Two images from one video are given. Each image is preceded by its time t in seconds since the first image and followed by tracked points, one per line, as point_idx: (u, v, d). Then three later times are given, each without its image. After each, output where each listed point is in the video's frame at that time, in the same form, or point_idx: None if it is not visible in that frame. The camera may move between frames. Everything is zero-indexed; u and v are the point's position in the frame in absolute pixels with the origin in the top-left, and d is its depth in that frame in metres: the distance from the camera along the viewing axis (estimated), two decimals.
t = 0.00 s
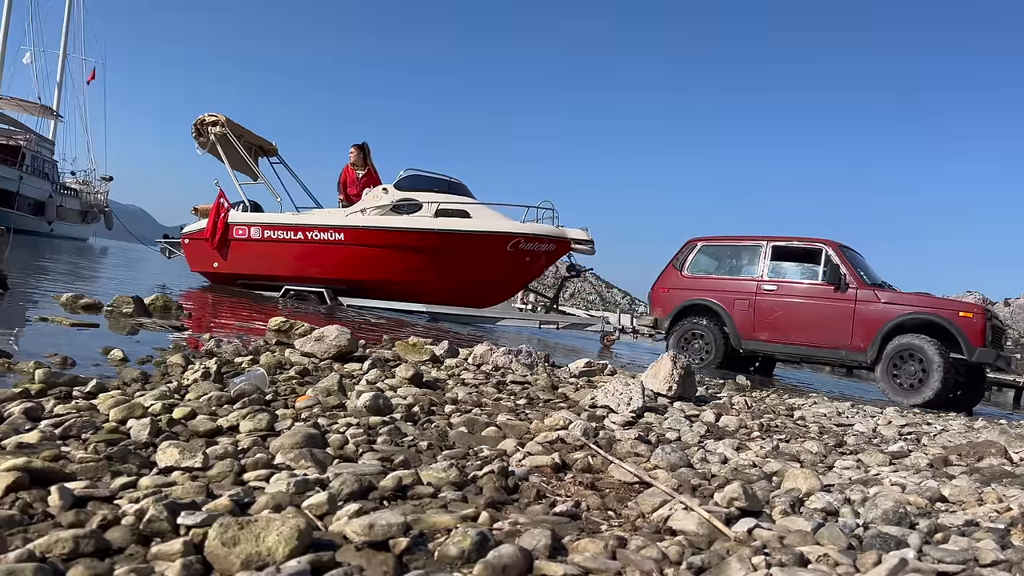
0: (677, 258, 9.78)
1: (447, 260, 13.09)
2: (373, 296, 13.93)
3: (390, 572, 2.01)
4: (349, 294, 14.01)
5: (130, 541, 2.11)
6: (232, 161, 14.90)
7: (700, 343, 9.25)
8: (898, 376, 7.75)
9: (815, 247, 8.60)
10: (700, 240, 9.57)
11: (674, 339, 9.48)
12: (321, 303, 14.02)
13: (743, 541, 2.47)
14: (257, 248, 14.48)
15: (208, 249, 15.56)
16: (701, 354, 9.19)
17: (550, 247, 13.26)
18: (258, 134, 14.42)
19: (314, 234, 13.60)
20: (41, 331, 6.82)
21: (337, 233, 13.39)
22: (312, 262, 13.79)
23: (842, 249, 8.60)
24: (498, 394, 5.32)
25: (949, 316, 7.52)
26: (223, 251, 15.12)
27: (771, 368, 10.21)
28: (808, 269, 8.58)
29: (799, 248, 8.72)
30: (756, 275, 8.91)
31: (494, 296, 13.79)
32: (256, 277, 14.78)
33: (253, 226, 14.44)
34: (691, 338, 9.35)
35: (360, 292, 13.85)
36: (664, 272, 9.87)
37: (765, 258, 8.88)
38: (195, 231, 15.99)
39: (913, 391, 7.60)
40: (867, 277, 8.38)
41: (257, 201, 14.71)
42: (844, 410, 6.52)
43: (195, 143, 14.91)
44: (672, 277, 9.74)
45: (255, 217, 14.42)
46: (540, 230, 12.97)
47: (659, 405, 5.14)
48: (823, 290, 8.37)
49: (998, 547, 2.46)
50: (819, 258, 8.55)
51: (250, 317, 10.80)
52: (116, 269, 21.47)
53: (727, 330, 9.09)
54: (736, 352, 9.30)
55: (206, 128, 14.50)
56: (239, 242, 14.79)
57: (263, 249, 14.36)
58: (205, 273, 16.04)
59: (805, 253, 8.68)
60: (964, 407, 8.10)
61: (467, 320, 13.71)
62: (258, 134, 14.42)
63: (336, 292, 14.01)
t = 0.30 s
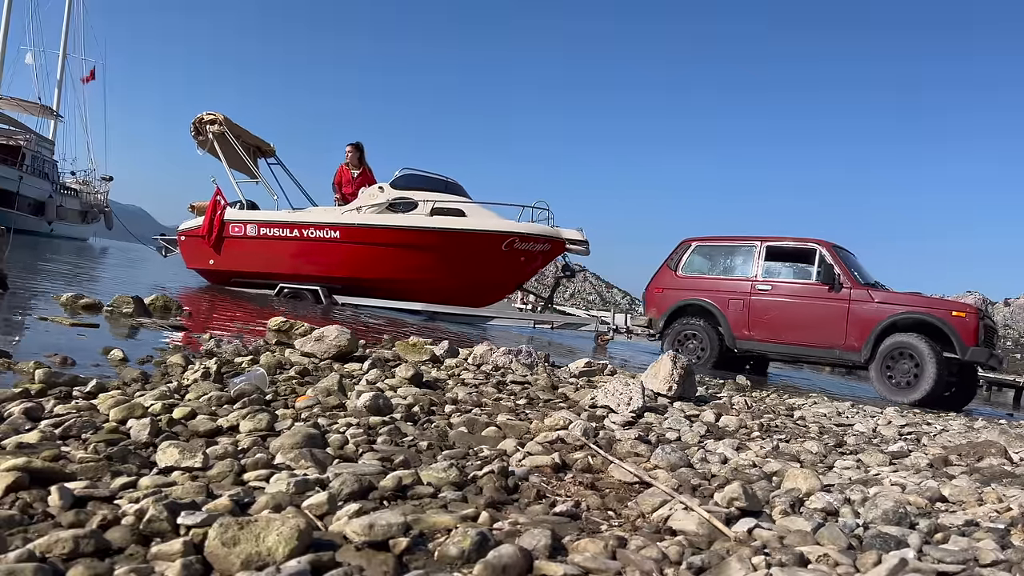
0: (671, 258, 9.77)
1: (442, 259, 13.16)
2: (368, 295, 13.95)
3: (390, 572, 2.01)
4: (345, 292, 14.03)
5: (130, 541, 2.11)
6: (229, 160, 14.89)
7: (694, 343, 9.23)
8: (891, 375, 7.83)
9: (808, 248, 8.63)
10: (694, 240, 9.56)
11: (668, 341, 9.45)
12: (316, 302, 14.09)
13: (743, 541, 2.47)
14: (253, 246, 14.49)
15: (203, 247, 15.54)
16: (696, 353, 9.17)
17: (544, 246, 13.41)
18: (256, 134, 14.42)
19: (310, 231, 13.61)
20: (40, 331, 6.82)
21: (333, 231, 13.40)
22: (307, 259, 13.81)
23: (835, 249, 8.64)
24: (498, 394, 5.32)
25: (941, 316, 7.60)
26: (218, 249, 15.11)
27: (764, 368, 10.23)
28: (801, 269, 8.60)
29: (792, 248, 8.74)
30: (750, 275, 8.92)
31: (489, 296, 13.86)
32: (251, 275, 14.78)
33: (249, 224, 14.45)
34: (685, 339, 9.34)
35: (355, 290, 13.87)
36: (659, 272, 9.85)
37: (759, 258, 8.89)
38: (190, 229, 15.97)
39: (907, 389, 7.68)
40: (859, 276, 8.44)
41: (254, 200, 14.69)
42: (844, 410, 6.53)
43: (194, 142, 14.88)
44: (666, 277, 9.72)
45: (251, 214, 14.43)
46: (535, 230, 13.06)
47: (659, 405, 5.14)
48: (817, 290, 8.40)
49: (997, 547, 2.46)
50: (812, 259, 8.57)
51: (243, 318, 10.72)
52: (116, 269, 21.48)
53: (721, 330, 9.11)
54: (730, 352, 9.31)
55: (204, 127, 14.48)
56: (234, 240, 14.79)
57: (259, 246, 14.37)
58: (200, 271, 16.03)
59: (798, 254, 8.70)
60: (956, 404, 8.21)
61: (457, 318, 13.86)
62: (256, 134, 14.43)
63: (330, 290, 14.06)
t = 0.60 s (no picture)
0: (664, 257, 9.77)
1: (434, 258, 13.18)
2: (361, 294, 13.97)
3: (390, 572, 2.01)
4: (338, 291, 14.06)
5: (130, 541, 2.11)
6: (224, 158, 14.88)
7: (688, 341, 9.20)
8: (883, 376, 7.79)
9: (799, 248, 8.65)
10: (687, 240, 9.57)
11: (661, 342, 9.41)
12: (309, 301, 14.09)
13: (743, 541, 2.47)
14: (247, 244, 14.52)
15: (197, 246, 15.55)
16: (690, 351, 9.14)
17: (538, 246, 13.41)
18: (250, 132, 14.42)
19: (304, 230, 13.65)
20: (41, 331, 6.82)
21: (327, 230, 13.44)
22: (300, 258, 13.85)
23: (827, 249, 8.65)
24: (498, 394, 5.32)
25: (932, 315, 7.63)
26: (212, 248, 15.11)
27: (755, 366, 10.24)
28: (793, 269, 8.62)
29: (785, 248, 8.75)
30: (742, 275, 8.93)
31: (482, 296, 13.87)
32: (246, 274, 14.81)
33: (243, 223, 14.46)
34: (678, 338, 9.29)
35: (349, 289, 13.90)
36: (652, 272, 9.85)
37: (751, 258, 8.90)
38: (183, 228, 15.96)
39: (902, 388, 7.65)
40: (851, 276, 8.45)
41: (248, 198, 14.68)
42: (843, 410, 6.53)
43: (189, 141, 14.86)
44: (659, 277, 9.72)
45: (245, 213, 14.44)
46: (529, 230, 13.07)
47: (659, 405, 5.14)
48: (809, 289, 8.41)
49: (997, 547, 2.46)
50: (804, 258, 8.59)
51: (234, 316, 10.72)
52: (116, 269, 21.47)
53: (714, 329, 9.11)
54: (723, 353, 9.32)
55: (198, 125, 14.47)
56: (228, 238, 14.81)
57: (253, 245, 14.40)
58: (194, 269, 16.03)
59: (791, 254, 8.72)
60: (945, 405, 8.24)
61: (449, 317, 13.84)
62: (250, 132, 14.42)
63: (323, 289, 14.07)
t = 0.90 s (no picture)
0: (654, 256, 9.75)
1: (423, 258, 13.19)
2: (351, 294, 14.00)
3: (390, 572, 2.01)
4: (327, 292, 14.08)
5: (130, 541, 2.11)
6: (212, 160, 14.89)
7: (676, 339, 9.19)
8: (871, 376, 7.89)
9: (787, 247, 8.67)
10: (677, 239, 9.56)
11: (651, 339, 9.41)
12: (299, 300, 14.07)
13: (743, 541, 2.47)
14: (235, 245, 14.54)
15: (186, 246, 15.56)
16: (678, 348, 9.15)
17: (527, 245, 13.42)
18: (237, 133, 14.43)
19: (293, 231, 13.65)
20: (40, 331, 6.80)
21: (316, 230, 13.44)
22: (289, 258, 13.86)
23: (815, 249, 8.67)
24: (498, 394, 5.32)
25: (917, 315, 7.70)
26: (201, 248, 15.14)
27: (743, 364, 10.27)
28: (779, 269, 8.66)
29: (773, 248, 8.78)
30: (731, 275, 8.93)
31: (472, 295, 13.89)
32: (235, 274, 14.83)
33: (232, 223, 14.51)
34: (667, 336, 9.28)
35: (338, 289, 13.92)
36: (641, 271, 9.83)
37: (740, 258, 8.91)
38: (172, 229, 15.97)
39: (895, 382, 7.71)
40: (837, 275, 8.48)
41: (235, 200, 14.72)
42: (843, 410, 6.53)
43: (177, 143, 14.90)
44: (648, 275, 9.71)
45: (234, 214, 14.48)
46: (518, 229, 13.08)
47: (659, 405, 5.14)
48: (797, 289, 8.43)
49: (997, 547, 2.46)
50: (792, 259, 8.61)
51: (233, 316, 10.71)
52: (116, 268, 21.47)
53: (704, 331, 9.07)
54: (712, 352, 9.31)
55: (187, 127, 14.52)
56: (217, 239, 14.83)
57: (242, 245, 14.43)
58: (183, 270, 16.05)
59: (779, 254, 8.73)
60: (933, 404, 8.31)
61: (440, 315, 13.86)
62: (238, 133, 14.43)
63: (313, 289, 14.09)
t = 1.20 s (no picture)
0: (640, 255, 9.71)
1: (409, 259, 13.20)
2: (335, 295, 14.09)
3: (390, 572, 2.01)
4: (312, 293, 14.19)
5: (130, 541, 2.11)
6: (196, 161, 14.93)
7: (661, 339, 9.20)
8: (855, 375, 7.94)
9: (771, 247, 8.69)
10: (663, 239, 9.50)
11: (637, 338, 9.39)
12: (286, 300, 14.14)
13: (743, 541, 2.47)
14: (219, 248, 14.59)
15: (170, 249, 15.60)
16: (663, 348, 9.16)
17: (510, 245, 13.43)
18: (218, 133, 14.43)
19: (277, 233, 13.71)
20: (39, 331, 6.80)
21: (299, 233, 13.50)
22: (273, 261, 13.93)
23: (798, 249, 8.70)
24: (498, 394, 5.32)
25: (900, 315, 7.74)
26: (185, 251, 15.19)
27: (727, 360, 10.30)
28: (763, 269, 8.69)
29: (757, 248, 8.80)
30: (716, 275, 8.93)
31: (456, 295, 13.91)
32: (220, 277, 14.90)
33: (216, 227, 14.56)
34: (652, 336, 9.27)
35: (322, 291, 14.03)
36: (626, 270, 9.78)
37: (725, 258, 8.91)
38: (156, 232, 15.98)
39: (879, 380, 7.76)
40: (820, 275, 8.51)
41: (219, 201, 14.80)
42: (843, 410, 6.53)
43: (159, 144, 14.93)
44: (634, 275, 9.65)
45: (217, 217, 14.54)
46: (502, 229, 13.06)
47: (659, 405, 5.14)
48: (781, 288, 8.45)
49: (997, 547, 2.46)
50: (776, 258, 8.64)
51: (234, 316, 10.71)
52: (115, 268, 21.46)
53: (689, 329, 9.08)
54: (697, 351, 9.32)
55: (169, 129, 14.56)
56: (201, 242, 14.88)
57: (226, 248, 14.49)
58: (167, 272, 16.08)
59: (764, 254, 8.76)
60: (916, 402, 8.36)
61: (431, 314, 13.89)
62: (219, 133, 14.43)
63: (298, 291, 14.21)
